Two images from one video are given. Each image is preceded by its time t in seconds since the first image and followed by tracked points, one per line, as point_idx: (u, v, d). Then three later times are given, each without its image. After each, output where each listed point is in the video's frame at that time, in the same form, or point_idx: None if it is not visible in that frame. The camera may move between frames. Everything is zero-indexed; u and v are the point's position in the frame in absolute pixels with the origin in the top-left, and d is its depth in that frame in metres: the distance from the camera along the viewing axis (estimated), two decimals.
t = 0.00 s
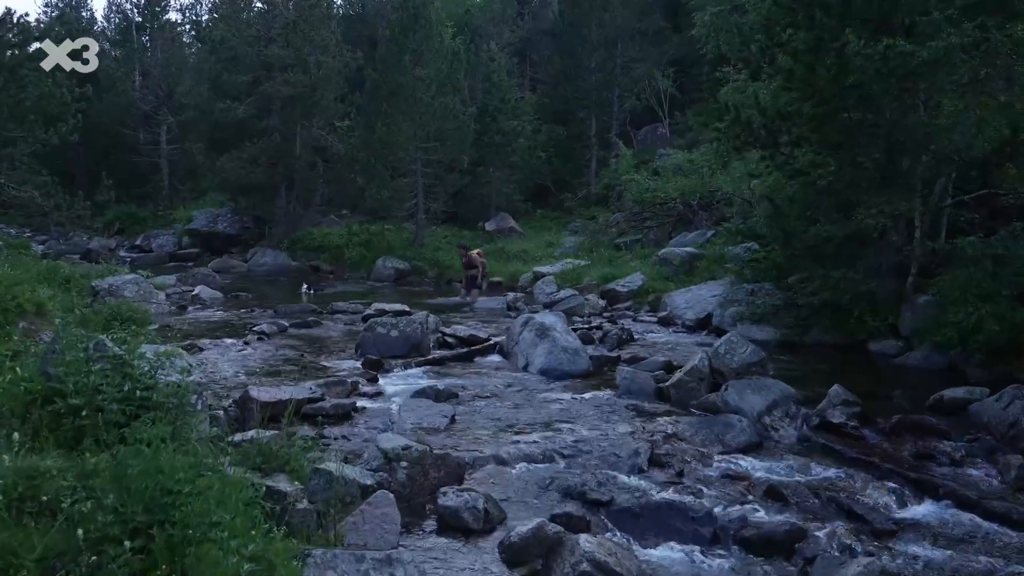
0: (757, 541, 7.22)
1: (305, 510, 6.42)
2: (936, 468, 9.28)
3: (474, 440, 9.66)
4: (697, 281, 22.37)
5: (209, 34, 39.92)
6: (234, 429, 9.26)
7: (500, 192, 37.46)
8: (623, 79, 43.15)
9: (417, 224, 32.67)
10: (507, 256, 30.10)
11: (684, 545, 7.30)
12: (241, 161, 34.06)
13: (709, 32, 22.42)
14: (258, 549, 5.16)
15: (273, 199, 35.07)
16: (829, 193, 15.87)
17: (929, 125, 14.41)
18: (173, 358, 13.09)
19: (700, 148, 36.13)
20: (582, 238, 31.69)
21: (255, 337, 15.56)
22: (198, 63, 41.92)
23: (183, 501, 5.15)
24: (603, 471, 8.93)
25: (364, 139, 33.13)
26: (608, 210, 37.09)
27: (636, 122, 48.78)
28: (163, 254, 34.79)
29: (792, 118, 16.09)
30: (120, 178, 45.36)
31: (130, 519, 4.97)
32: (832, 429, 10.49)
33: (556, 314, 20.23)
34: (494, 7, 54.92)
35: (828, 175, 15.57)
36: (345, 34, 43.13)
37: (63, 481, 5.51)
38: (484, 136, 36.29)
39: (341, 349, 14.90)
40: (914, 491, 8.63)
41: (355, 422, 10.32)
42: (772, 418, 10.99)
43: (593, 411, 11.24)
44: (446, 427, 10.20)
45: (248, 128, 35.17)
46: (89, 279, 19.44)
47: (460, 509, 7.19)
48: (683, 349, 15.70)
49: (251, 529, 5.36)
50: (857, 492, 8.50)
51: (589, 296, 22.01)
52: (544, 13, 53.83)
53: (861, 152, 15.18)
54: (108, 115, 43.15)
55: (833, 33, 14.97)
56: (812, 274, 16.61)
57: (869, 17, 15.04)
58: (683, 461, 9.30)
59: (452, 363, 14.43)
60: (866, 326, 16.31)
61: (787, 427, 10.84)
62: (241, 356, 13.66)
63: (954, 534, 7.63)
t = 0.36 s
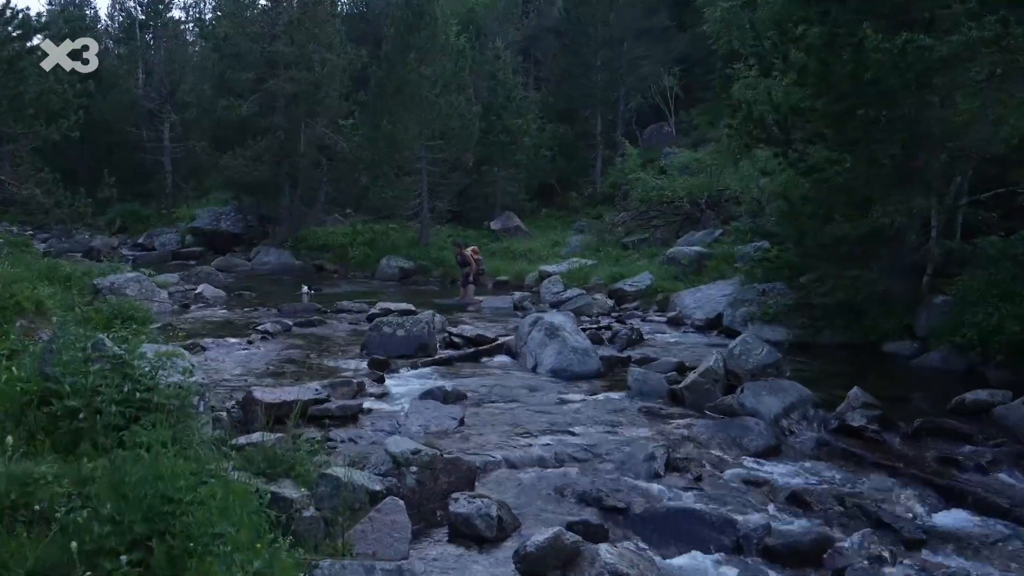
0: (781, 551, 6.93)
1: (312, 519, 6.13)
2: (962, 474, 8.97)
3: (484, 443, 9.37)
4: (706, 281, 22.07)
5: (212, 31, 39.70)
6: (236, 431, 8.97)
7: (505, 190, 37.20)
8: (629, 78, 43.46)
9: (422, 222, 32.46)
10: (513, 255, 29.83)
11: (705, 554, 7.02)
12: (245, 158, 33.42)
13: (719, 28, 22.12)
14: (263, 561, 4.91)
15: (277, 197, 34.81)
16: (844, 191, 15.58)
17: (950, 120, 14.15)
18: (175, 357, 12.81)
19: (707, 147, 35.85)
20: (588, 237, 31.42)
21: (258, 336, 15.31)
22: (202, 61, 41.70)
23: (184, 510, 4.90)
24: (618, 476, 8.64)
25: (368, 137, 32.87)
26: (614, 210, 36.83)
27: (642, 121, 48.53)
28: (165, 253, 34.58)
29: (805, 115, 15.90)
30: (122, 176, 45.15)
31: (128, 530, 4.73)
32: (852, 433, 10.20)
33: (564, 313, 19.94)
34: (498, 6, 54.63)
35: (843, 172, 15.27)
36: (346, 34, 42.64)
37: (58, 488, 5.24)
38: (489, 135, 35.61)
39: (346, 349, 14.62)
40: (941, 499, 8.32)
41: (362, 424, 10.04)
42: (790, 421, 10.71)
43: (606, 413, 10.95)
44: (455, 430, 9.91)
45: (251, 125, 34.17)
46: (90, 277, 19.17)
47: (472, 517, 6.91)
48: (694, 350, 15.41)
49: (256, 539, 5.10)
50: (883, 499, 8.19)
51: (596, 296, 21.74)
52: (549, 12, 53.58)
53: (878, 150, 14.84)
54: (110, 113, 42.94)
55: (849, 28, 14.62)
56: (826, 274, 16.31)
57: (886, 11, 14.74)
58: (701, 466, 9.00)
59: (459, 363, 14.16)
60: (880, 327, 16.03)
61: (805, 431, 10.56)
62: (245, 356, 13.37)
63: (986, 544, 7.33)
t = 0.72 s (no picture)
0: (819, 566, 6.60)
1: (326, 532, 5.81)
2: (1000, 484, 8.61)
3: (502, 450, 9.05)
4: (721, 281, 21.72)
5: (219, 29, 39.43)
6: (245, 438, 8.65)
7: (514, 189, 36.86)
8: (639, 76, 42.98)
9: (431, 221, 32.17)
10: (522, 254, 29.52)
11: (738, 568, 6.68)
12: (252, 157, 33.22)
13: (734, 25, 21.77)
14: None
15: (284, 196, 34.55)
16: (866, 190, 15.28)
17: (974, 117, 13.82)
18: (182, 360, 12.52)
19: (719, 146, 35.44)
20: (599, 236, 31.05)
21: (267, 337, 15.02)
22: (209, 59, 41.44)
23: (193, 528, 4.64)
24: (642, 485, 8.31)
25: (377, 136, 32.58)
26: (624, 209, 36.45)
27: (652, 119, 48.13)
28: (172, 252, 34.35)
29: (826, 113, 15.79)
30: (129, 175, 44.95)
31: (134, 551, 4.46)
32: (882, 440, 9.85)
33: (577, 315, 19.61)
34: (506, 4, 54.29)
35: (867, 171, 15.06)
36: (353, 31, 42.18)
37: (60, 501, 4.95)
38: (498, 133, 35.46)
39: (356, 351, 14.31)
40: (981, 510, 7.96)
41: (374, 430, 9.72)
42: (816, 428, 10.38)
43: (626, 418, 10.62)
44: (471, 435, 9.60)
45: (259, 124, 33.79)
46: (96, 277, 18.93)
47: (493, 530, 6.58)
48: (712, 353, 15.06)
49: (269, 557, 4.83)
50: (920, 510, 7.85)
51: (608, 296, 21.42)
52: (557, 10, 53.23)
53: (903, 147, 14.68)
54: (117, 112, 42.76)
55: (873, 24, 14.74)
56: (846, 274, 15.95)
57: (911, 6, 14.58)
58: (728, 474, 8.67)
59: (473, 366, 13.85)
60: (903, 329, 15.66)
61: (832, 438, 10.23)
62: (253, 358, 13.07)
63: None
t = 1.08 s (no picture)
0: None
1: (337, 545, 5.46)
2: None
3: (516, 455, 8.71)
4: (732, 280, 21.38)
5: (221, 26, 39.14)
6: (249, 443, 8.31)
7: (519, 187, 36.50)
8: (644, 73, 42.60)
9: (436, 219, 31.84)
10: (528, 253, 29.17)
11: None
12: (255, 155, 32.77)
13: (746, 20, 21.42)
14: None
15: (288, 194, 34.25)
16: (884, 186, 14.91)
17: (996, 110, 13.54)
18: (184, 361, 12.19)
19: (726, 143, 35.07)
20: (606, 234, 30.70)
21: (271, 337, 14.69)
22: (211, 57, 41.13)
23: (194, 546, 4.31)
24: (663, 493, 7.97)
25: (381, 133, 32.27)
26: (630, 207, 36.09)
27: (657, 117, 47.80)
28: (175, 250, 34.05)
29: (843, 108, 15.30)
30: (131, 173, 44.66)
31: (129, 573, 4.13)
32: (909, 444, 9.50)
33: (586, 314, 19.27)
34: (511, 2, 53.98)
35: (886, 166, 14.64)
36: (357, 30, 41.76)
37: (52, 514, 4.60)
38: (504, 130, 35.25)
39: (362, 351, 13.96)
40: (1019, 520, 7.60)
41: (383, 433, 9.38)
42: (840, 431, 10.03)
43: (644, 421, 10.28)
44: (483, 439, 9.27)
45: (263, 121, 33.43)
46: (98, 275, 18.62)
47: (511, 541, 6.24)
48: (726, 353, 14.72)
49: None
50: (957, 519, 7.49)
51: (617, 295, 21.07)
52: (562, 8, 52.94)
53: (923, 142, 14.27)
54: (119, 110, 42.48)
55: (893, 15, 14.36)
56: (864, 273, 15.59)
57: None
58: (752, 480, 8.33)
59: (482, 366, 13.51)
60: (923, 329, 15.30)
61: (856, 442, 9.88)
62: (257, 359, 12.74)
63: None
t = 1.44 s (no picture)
0: None
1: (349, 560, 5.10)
2: None
3: (533, 460, 8.34)
4: (745, 280, 20.99)
5: (226, 23, 38.77)
6: (253, 447, 7.94)
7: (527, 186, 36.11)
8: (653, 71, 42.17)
9: (443, 218, 31.46)
10: (536, 252, 28.77)
11: None
12: (259, 155, 32.31)
13: (760, 14, 20.99)
14: None
15: (293, 193, 33.90)
16: (906, 182, 14.52)
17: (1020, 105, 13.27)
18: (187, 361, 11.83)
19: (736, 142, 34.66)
20: (615, 233, 30.31)
21: (276, 337, 14.34)
22: (216, 55, 40.78)
23: (198, 566, 3.95)
24: (688, 500, 7.59)
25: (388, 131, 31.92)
26: (639, 206, 35.70)
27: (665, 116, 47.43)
28: (179, 250, 33.73)
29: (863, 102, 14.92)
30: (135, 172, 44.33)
31: None
32: (941, 448, 9.11)
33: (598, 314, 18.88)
34: None
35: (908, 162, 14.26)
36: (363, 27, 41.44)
37: (41, 529, 4.23)
38: (511, 128, 34.88)
39: (370, 351, 13.59)
40: None
41: (393, 437, 9.02)
42: (868, 435, 9.65)
43: (663, 425, 9.90)
44: (497, 444, 8.90)
45: (268, 119, 33.09)
46: (100, 273, 18.27)
47: (533, 554, 5.88)
48: (743, 354, 14.32)
49: None
50: (1000, 530, 7.10)
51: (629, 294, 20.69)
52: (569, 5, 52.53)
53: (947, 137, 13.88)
54: (123, 108, 42.19)
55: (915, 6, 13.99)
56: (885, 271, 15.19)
57: None
58: (781, 488, 7.95)
59: (493, 367, 13.15)
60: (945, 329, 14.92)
61: (885, 447, 9.50)
62: (263, 359, 12.38)
63: None
